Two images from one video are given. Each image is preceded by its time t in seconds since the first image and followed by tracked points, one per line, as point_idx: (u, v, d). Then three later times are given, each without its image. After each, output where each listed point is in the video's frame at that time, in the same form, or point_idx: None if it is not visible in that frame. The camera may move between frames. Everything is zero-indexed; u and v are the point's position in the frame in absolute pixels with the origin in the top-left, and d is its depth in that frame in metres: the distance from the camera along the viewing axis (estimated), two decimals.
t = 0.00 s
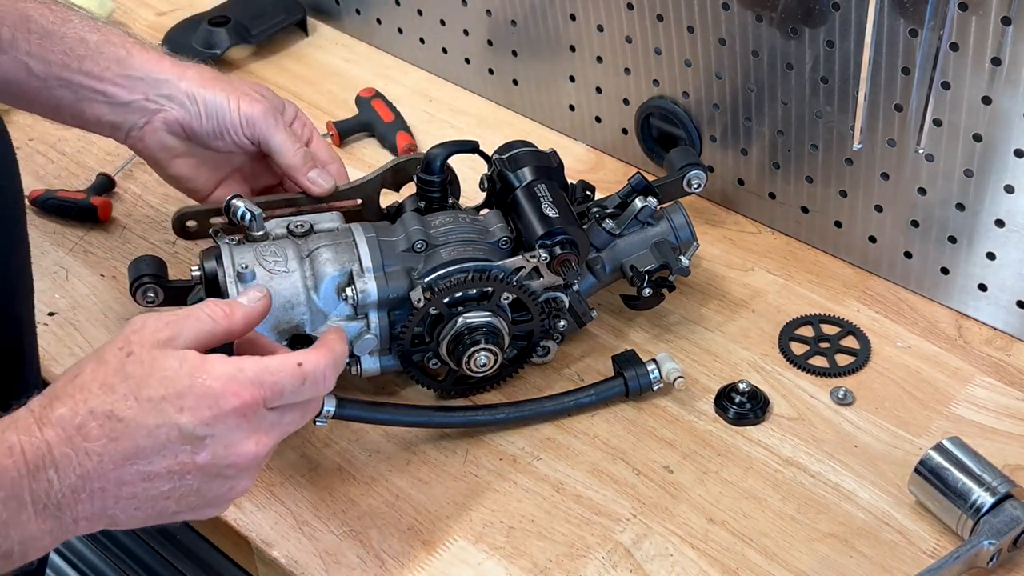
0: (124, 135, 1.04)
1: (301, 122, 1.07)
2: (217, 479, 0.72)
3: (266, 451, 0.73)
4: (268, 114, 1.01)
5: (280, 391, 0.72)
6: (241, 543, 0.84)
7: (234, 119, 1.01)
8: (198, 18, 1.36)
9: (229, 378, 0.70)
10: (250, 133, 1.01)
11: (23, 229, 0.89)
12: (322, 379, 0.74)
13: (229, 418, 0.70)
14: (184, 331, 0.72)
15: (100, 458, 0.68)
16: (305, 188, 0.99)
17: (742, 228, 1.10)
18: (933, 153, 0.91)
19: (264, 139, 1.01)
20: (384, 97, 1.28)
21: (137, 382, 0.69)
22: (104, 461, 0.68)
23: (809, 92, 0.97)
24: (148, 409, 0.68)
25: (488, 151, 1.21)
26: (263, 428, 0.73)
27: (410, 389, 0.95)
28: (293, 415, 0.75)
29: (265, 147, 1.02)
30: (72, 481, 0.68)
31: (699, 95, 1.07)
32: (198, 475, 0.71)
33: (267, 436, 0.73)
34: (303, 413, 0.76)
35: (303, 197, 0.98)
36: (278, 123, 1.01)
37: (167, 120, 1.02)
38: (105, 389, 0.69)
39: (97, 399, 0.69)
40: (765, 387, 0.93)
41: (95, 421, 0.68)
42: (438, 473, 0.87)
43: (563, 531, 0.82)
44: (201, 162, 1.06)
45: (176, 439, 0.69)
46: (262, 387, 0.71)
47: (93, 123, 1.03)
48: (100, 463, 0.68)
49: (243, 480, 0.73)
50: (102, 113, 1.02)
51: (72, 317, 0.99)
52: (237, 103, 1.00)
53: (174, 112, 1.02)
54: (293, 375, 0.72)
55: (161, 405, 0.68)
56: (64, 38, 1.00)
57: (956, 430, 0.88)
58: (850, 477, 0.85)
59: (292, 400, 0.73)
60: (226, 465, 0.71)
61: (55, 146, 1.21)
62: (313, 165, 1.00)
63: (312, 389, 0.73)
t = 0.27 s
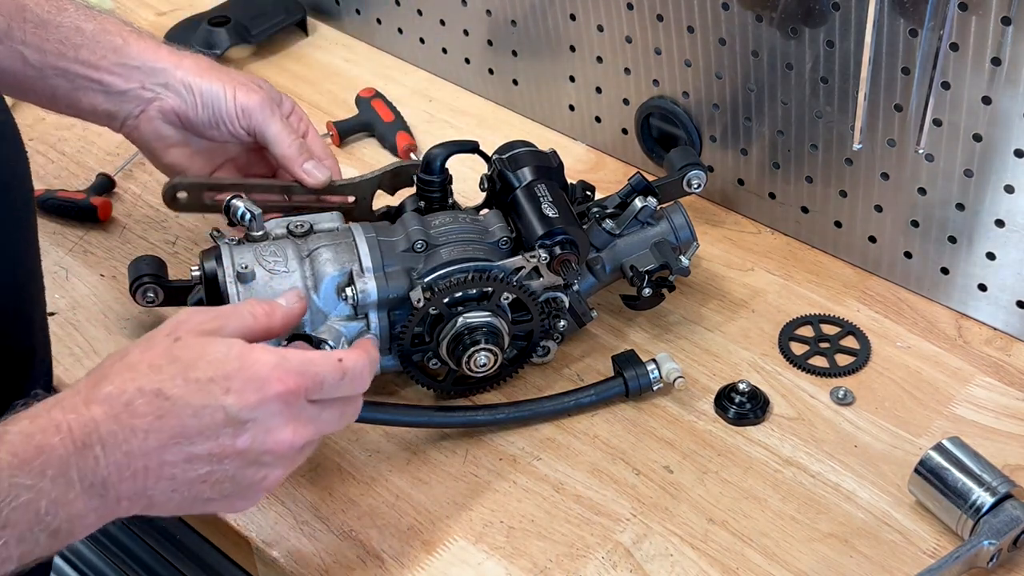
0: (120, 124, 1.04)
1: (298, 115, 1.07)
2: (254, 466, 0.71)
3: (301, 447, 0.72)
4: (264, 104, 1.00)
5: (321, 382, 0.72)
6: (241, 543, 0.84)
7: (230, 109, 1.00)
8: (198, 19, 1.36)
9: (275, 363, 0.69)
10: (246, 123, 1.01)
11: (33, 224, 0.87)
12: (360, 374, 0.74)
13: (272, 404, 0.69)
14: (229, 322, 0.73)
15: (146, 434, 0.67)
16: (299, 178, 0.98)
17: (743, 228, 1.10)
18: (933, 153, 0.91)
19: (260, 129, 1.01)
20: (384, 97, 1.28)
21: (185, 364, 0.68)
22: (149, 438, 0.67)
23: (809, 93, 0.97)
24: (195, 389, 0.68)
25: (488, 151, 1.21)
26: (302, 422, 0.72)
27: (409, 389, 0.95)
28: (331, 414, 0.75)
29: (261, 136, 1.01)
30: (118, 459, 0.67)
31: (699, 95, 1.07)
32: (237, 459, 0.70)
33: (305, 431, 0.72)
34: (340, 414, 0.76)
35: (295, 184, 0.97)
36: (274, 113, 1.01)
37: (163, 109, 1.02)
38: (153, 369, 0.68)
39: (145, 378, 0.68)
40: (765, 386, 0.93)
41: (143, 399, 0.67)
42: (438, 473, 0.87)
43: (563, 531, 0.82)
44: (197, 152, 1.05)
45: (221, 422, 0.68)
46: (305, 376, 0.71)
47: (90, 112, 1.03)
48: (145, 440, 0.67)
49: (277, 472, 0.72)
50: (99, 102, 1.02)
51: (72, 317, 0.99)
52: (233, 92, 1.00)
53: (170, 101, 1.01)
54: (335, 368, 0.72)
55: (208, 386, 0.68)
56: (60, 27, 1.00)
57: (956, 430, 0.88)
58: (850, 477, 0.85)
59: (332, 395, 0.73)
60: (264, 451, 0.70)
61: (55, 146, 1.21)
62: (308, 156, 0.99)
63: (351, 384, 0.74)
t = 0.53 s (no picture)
0: (134, 100, 1.04)
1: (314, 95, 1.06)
2: (277, 446, 0.72)
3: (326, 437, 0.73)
4: (278, 80, 1.00)
5: (347, 368, 0.73)
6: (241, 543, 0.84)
7: (244, 84, 1.00)
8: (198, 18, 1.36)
9: (304, 343, 0.71)
10: (260, 98, 1.01)
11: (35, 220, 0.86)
12: (388, 365, 0.75)
13: (297, 385, 0.71)
14: (261, 308, 0.75)
15: (175, 406, 0.69)
16: (310, 155, 0.98)
17: (743, 228, 1.10)
18: (933, 153, 0.91)
19: (273, 105, 1.01)
20: (385, 96, 1.28)
21: (216, 340, 0.71)
22: (178, 410, 0.69)
23: (809, 93, 0.97)
24: (225, 363, 0.70)
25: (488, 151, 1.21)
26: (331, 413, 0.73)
27: (409, 390, 0.95)
28: (365, 415, 0.74)
29: (275, 112, 1.01)
30: (149, 431, 0.68)
31: (699, 95, 1.07)
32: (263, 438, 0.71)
33: (333, 423, 0.73)
34: (374, 418, 0.75)
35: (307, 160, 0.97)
36: (288, 90, 1.01)
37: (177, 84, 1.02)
38: (184, 345, 0.71)
39: (176, 353, 0.70)
40: (765, 386, 0.93)
41: (173, 371, 0.69)
42: (438, 473, 0.87)
43: (563, 531, 0.82)
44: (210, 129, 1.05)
45: (248, 398, 0.70)
46: (332, 360, 0.72)
47: (103, 88, 1.03)
48: (174, 411, 0.69)
49: (300, 456, 0.73)
50: (112, 77, 1.02)
51: (72, 317, 0.99)
52: (247, 67, 1.00)
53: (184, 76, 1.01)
54: (360, 355, 0.73)
55: (238, 361, 0.70)
56: (73, 4, 0.99)
57: (956, 430, 0.88)
58: (850, 477, 0.85)
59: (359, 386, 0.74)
60: (287, 432, 0.71)
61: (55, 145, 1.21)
62: (320, 133, 0.99)
63: (377, 374, 0.74)
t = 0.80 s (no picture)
0: (142, 87, 1.04)
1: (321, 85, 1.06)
2: (298, 418, 0.74)
3: (346, 408, 0.75)
4: (285, 72, 1.00)
5: (366, 339, 0.75)
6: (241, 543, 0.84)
7: (251, 75, 1.01)
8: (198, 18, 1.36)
9: (322, 314, 0.74)
10: (266, 90, 1.01)
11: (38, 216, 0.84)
12: (406, 337, 0.77)
13: (317, 353, 0.72)
14: (281, 277, 0.77)
15: (197, 379, 0.70)
16: (313, 150, 0.98)
17: (742, 228, 1.10)
18: (932, 153, 0.91)
19: (280, 97, 1.01)
20: (385, 96, 1.28)
21: (235, 315, 0.73)
22: (200, 383, 0.70)
23: (809, 93, 0.97)
24: (243, 336, 0.72)
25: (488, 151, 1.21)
26: (352, 381, 0.74)
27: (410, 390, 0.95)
28: (385, 389, 0.76)
29: (281, 104, 1.01)
30: (171, 405, 0.69)
31: (699, 95, 1.07)
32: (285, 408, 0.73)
33: (354, 391, 0.74)
34: (395, 391, 0.76)
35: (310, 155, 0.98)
36: (294, 82, 1.01)
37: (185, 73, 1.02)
38: (203, 320, 0.72)
39: (195, 327, 0.72)
40: (765, 386, 0.93)
41: (194, 345, 0.71)
42: (438, 473, 0.87)
43: (563, 531, 0.82)
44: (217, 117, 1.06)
45: (269, 370, 0.72)
46: (351, 331, 0.74)
47: (113, 76, 1.03)
48: (196, 384, 0.70)
49: (321, 427, 0.75)
50: (121, 66, 1.02)
51: (72, 317, 0.99)
52: (254, 58, 1.00)
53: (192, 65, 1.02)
54: (378, 325, 0.75)
55: (258, 334, 0.72)
56: None
57: (956, 430, 0.88)
58: (850, 477, 0.85)
59: (378, 356, 0.76)
60: (308, 403, 0.73)
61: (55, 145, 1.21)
62: (324, 128, 0.99)
63: (396, 346, 0.76)
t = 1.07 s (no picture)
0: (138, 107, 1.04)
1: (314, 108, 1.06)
2: (303, 427, 0.74)
3: (351, 417, 0.75)
4: (276, 102, 1.00)
5: (371, 349, 0.75)
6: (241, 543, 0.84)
7: (243, 103, 1.01)
8: (198, 18, 1.36)
9: (329, 324, 0.74)
10: (257, 119, 1.01)
11: (40, 217, 0.84)
12: (411, 347, 0.77)
13: (323, 363, 0.73)
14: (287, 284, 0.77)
15: (202, 387, 0.71)
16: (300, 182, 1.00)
17: (743, 228, 1.10)
18: (933, 153, 0.91)
19: (270, 127, 1.01)
20: (385, 96, 1.28)
21: (242, 323, 0.73)
22: (205, 391, 0.71)
23: (809, 93, 0.97)
24: (250, 345, 0.72)
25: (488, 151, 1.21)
26: (357, 390, 0.75)
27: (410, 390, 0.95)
28: (389, 399, 0.76)
29: (271, 134, 1.02)
30: (176, 413, 0.70)
31: (699, 95, 1.07)
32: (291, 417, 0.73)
33: (359, 400, 0.75)
34: (399, 401, 0.77)
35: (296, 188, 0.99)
36: (285, 112, 1.01)
37: (178, 96, 1.02)
38: (208, 328, 0.73)
39: (201, 335, 0.72)
40: (765, 386, 0.93)
41: (200, 353, 0.71)
42: (438, 473, 0.87)
43: (563, 531, 0.82)
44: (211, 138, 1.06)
45: (275, 378, 0.72)
46: (356, 341, 0.75)
47: (108, 96, 1.03)
48: (201, 392, 0.71)
49: (325, 437, 0.75)
50: (118, 86, 1.02)
51: (72, 317, 0.99)
52: (246, 88, 1.00)
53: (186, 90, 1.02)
54: (383, 335, 0.76)
55: (265, 343, 0.72)
56: (82, 14, 0.99)
57: (956, 430, 0.88)
58: (850, 477, 0.85)
59: (383, 366, 0.77)
60: (313, 412, 0.74)
61: (55, 146, 1.21)
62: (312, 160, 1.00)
63: (401, 356, 0.77)
